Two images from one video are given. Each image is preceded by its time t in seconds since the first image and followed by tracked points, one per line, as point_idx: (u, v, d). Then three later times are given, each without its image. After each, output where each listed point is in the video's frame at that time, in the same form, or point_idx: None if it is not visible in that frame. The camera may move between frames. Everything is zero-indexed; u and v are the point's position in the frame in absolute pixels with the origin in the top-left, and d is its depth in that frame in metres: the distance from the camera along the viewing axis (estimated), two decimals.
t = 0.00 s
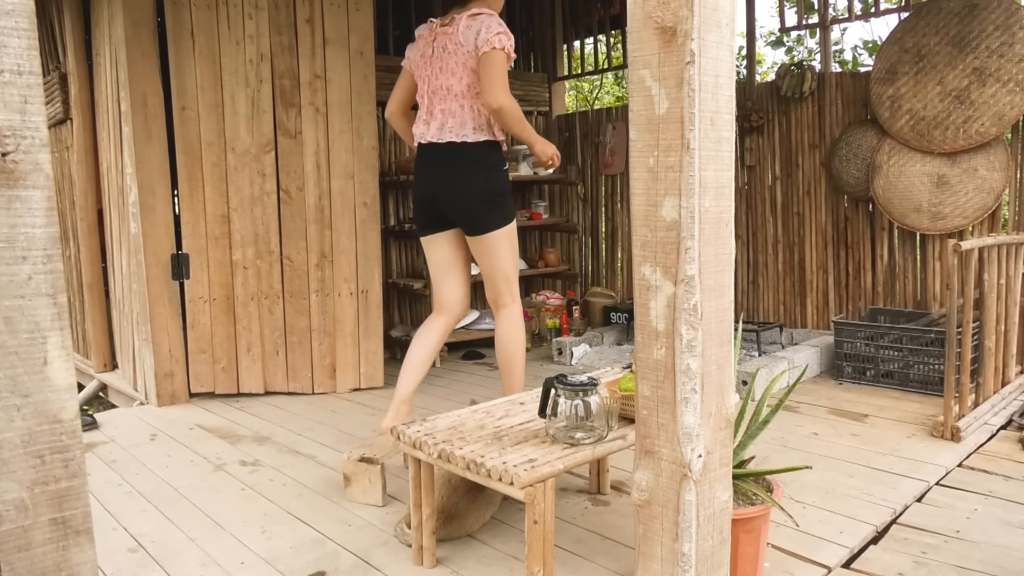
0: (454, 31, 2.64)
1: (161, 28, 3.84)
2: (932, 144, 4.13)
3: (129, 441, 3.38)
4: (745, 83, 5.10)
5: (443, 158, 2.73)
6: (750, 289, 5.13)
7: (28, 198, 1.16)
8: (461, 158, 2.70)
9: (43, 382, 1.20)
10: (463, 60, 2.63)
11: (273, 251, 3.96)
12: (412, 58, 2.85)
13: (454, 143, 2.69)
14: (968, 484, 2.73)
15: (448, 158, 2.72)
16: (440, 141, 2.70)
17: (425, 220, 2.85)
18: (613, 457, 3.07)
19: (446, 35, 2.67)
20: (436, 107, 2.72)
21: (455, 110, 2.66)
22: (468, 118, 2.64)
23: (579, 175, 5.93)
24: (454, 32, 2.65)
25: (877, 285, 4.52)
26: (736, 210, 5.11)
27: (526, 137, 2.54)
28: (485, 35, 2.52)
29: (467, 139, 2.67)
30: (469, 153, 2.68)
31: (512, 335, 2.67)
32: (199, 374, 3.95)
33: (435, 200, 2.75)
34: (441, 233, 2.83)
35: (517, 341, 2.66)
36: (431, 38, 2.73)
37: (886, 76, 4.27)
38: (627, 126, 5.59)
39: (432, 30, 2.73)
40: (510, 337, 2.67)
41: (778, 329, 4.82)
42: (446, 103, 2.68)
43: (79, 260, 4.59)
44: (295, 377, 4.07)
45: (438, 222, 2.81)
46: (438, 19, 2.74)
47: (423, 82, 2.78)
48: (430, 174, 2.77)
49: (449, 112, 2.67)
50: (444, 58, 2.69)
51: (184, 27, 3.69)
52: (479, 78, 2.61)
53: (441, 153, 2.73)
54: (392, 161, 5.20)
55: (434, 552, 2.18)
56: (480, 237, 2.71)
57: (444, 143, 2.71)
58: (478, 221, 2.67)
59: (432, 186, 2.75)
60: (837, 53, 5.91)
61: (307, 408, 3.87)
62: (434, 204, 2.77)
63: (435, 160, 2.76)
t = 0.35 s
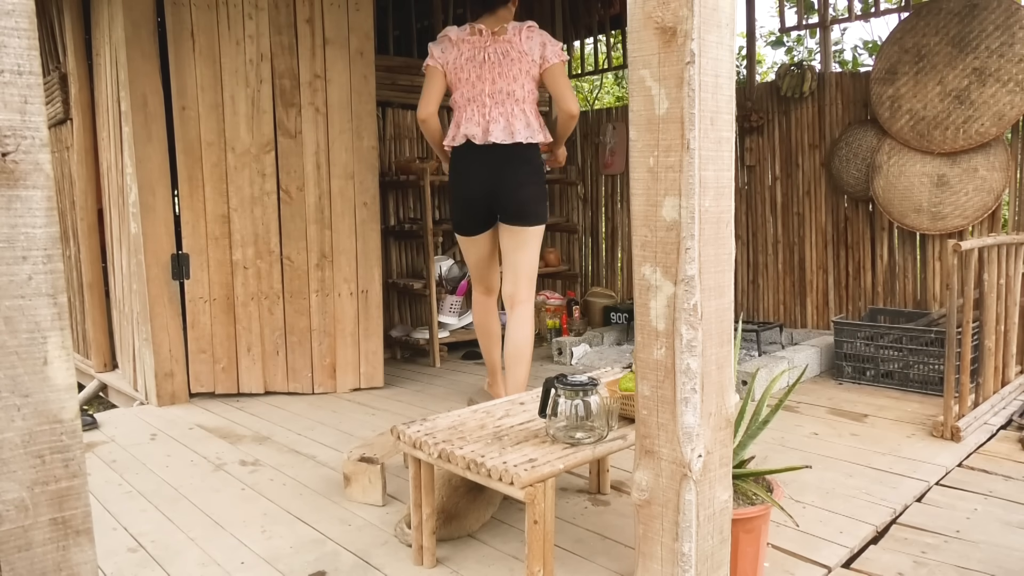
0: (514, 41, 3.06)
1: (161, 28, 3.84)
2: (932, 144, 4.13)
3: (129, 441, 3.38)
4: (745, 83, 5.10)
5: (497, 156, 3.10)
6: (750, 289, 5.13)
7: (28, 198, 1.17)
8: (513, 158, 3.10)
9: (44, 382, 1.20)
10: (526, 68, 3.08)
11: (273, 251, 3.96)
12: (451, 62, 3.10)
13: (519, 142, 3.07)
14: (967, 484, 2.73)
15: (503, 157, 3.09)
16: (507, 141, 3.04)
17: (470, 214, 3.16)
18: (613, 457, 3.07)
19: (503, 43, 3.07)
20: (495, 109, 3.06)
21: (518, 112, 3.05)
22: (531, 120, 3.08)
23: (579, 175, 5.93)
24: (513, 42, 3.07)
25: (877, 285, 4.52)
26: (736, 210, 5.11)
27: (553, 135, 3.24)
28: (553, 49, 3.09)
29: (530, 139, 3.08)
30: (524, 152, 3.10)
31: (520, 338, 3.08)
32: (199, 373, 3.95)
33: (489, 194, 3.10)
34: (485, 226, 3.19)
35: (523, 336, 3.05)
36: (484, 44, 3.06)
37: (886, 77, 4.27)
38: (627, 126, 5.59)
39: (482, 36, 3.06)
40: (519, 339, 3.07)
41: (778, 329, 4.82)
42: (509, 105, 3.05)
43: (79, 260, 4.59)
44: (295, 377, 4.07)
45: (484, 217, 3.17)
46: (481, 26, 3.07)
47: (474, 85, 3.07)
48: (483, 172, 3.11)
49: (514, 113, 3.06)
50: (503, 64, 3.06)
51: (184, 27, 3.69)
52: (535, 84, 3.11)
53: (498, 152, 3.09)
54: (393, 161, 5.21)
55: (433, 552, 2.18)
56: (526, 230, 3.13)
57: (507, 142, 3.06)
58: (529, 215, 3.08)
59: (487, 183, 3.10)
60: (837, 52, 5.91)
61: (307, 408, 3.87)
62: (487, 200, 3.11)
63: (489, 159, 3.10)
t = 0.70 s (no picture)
0: (510, 56, 3.64)
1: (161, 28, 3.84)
2: (932, 144, 4.13)
3: (129, 441, 3.38)
4: (745, 83, 5.10)
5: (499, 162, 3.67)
6: (750, 289, 5.13)
7: (28, 198, 1.16)
8: (516, 163, 3.66)
9: (43, 382, 1.20)
10: (523, 78, 3.66)
11: (273, 251, 3.96)
12: (454, 77, 3.64)
13: (520, 145, 3.65)
14: (967, 484, 2.73)
15: (504, 162, 3.66)
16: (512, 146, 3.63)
17: (474, 213, 3.73)
18: (613, 457, 3.07)
19: (501, 59, 3.64)
20: (499, 118, 3.65)
21: (519, 119, 3.64)
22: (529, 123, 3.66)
23: (579, 175, 5.93)
24: (510, 57, 3.65)
25: (877, 285, 4.52)
26: (736, 210, 5.11)
27: (544, 136, 3.85)
28: (544, 61, 3.68)
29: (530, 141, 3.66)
30: (525, 157, 3.66)
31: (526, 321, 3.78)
32: (199, 373, 3.95)
33: (494, 196, 3.69)
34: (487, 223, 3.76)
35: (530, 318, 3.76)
36: (484, 60, 3.61)
37: (886, 77, 4.27)
38: (627, 126, 5.59)
39: (482, 54, 3.61)
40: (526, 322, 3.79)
41: (778, 329, 4.82)
42: (511, 113, 3.65)
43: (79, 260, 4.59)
44: (295, 377, 4.07)
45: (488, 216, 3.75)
46: (479, 44, 3.63)
47: (479, 98, 3.64)
48: (488, 176, 3.68)
49: (516, 119, 3.64)
50: (503, 77, 3.64)
51: (184, 27, 3.69)
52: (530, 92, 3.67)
53: (502, 156, 3.67)
54: (393, 161, 5.20)
55: (433, 552, 2.18)
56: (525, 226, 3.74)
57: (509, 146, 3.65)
58: (530, 214, 3.70)
59: (492, 187, 3.68)
60: (837, 52, 5.91)
61: (307, 408, 3.87)
62: (491, 202, 3.71)
63: (492, 164, 3.68)
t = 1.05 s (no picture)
0: (510, 66, 3.86)
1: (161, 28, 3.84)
2: (932, 144, 4.13)
3: (129, 441, 3.38)
4: (745, 83, 5.10)
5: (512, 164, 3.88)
6: (750, 289, 5.13)
7: (28, 198, 1.17)
8: (526, 166, 3.91)
9: (44, 382, 1.20)
10: (523, 86, 3.89)
11: (273, 251, 3.96)
12: (461, 83, 3.77)
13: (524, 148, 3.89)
14: (967, 484, 2.73)
15: (515, 165, 3.88)
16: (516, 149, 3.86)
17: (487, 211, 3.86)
18: (613, 457, 3.07)
19: (503, 68, 3.85)
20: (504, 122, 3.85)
21: (522, 123, 3.88)
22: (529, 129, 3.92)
23: (579, 175, 5.93)
24: (512, 67, 3.86)
25: (877, 285, 4.52)
26: (736, 210, 5.11)
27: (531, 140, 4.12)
28: (539, 72, 3.95)
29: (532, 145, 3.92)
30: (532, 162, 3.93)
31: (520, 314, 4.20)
32: (199, 373, 3.95)
33: (507, 197, 3.88)
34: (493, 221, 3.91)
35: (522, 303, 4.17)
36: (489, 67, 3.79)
37: (886, 77, 4.27)
38: (627, 126, 5.58)
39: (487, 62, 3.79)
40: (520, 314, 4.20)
41: (778, 329, 4.82)
42: (515, 118, 3.86)
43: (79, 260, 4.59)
44: (295, 377, 4.08)
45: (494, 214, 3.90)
46: (483, 53, 3.80)
47: (484, 104, 3.81)
48: (498, 180, 3.84)
49: (519, 123, 3.86)
50: (506, 84, 3.84)
51: (184, 26, 3.69)
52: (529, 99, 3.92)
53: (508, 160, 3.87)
54: (392, 161, 5.20)
55: (433, 552, 2.18)
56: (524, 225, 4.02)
57: (514, 149, 3.87)
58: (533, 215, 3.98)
59: (508, 188, 3.86)
60: (837, 53, 5.91)
61: (307, 408, 3.87)
62: (501, 201, 3.89)
63: (504, 166, 3.87)
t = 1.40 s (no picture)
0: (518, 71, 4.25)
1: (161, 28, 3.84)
2: (932, 144, 4.13)
3: (129, 441, 3.38)
4: (745, 83, 5.10)
5: (517, 162, 4.23)
6: (750, 289, 5.13)
7: (28, 198, 1.16)
8: (527, 164, 4.27)
9: (43, 382, 1.20)
10: (530, 90, 4.27)
11: (273, 251, 3.96)
12: (479, 79, 4.08)
13: (530, 147, 4.27)
14: (967, 484, 2.73)
15: (518, 163, 4.23)
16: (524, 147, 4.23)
17: (498, 207, 4.18)
18: (613, 457, 3.07)
19: (514, 72, 4.21)
20: (514, 120, 4.19)
21: (528, 124, 4.26)
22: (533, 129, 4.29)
23: (579, 175, 5.93)
24: (521, 72, 4.24)
25: (877, 285, 4.52)
26: (736, 210, 5.11)
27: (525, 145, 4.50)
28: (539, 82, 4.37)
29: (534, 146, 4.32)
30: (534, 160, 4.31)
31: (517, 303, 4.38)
32: (199, 373, 3.95)
33: (514, 193, 4.23)
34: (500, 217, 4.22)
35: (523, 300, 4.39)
36: (504, 68, 4.14)
37: (886, 77, 4.27)
38: (627, 126, 5.58)
39: (503, 64, 4.14)
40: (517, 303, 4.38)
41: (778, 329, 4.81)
42: (522, 118, 4.24)
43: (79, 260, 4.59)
44: (295, 377, 4.08)
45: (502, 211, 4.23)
46: (497, 55, 4.15)
47: (499, 101, 4.14)
48: (508, 181, 4.19)
49: (526, 123, 4.24)
50: (517, 86, 4.20)
51: (184, 26, 3.69)
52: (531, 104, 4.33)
53: (517, 158, 4.22)
54: (392, 161, 5.20)
55: (433, 552, 2.18)
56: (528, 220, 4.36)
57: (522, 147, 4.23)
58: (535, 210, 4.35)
59: (515, 184, 4.21)
60: (837, 52, 5.91)
61: (307, 408, 3.87)
62: (511, 199, 4.23)
63: (511, 163, 4.20)
